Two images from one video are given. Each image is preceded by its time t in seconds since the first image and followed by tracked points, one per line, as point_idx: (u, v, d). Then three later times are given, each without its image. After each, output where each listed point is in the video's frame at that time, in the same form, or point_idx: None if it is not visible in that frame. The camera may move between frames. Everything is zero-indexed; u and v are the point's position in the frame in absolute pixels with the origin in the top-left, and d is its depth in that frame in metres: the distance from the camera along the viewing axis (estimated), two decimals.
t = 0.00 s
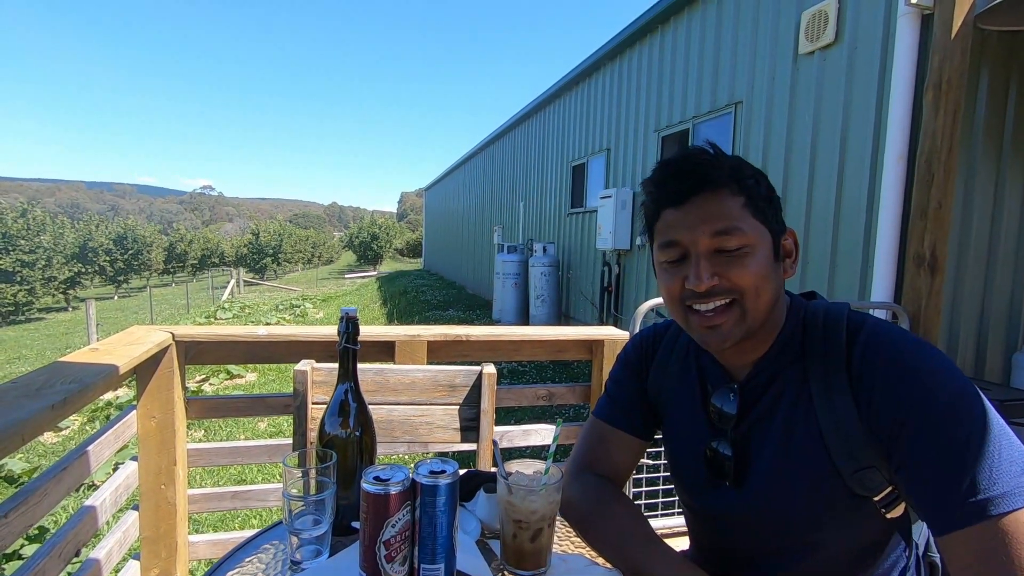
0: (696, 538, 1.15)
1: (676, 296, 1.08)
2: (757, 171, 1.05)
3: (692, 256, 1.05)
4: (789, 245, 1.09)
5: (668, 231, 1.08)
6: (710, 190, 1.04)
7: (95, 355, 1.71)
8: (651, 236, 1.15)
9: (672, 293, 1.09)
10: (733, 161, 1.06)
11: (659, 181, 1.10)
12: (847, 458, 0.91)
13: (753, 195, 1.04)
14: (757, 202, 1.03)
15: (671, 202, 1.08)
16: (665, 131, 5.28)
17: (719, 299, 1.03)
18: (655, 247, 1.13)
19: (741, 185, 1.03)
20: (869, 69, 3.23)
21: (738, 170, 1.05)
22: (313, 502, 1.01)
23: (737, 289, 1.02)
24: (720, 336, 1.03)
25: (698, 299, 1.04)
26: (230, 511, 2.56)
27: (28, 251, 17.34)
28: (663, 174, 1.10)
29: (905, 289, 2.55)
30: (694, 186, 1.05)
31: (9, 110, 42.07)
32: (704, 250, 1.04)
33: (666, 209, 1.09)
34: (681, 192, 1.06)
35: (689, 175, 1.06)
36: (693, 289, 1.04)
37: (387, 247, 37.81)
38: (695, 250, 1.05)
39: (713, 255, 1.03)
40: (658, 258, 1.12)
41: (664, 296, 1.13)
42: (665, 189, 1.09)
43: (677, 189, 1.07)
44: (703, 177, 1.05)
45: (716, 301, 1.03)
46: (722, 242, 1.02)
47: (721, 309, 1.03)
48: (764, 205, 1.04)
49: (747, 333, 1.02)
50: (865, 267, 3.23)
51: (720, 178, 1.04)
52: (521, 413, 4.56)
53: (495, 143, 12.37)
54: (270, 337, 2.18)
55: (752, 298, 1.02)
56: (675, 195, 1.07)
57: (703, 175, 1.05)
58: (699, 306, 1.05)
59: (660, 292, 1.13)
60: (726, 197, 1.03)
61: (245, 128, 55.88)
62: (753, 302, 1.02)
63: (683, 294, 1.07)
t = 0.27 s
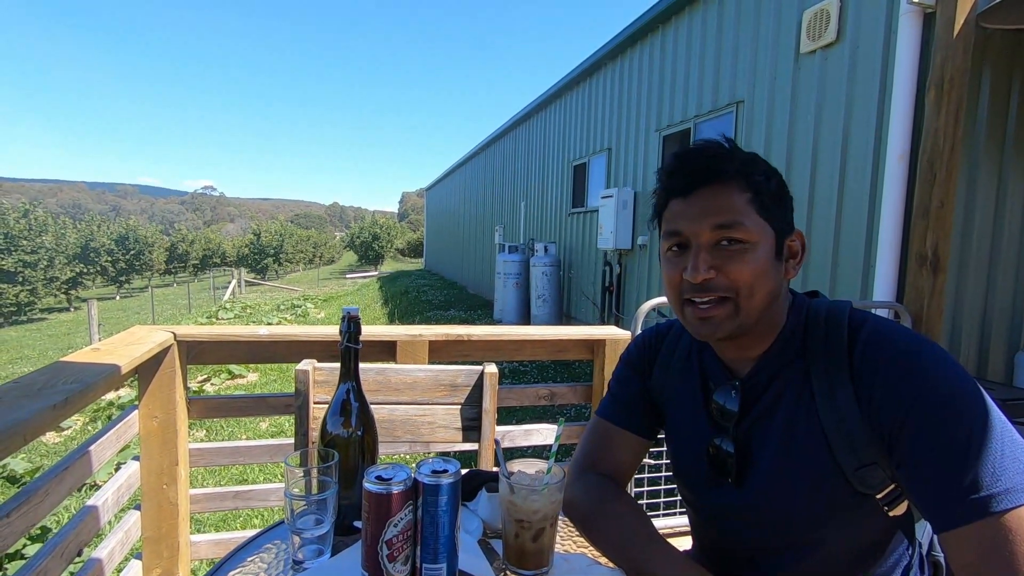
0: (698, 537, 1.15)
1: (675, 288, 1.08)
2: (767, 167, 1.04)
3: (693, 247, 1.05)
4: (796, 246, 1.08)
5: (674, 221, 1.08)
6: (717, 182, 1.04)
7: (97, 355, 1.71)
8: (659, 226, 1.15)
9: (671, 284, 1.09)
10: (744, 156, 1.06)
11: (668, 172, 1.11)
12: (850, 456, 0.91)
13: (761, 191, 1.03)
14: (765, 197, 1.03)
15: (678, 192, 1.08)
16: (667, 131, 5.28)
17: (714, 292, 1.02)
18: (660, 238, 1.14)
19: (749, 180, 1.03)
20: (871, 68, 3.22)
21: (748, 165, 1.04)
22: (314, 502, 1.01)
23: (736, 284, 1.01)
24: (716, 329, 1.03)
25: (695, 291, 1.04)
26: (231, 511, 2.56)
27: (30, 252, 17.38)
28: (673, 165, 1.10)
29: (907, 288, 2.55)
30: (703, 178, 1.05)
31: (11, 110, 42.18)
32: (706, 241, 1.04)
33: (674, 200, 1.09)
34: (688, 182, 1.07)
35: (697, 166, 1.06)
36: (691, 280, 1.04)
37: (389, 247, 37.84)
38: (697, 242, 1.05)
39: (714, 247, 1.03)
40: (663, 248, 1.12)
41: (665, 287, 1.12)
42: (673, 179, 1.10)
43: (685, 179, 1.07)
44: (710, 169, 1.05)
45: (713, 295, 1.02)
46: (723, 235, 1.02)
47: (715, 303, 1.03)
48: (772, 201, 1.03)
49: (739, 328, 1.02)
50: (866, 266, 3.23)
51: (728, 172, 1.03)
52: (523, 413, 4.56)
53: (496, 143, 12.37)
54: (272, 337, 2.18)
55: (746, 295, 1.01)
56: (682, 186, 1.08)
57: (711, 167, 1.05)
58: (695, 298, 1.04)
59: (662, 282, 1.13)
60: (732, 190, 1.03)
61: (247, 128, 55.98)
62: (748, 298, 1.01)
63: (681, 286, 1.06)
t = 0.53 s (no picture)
0: (699, 538, 1.14)
1: (690, 270, 1.08)
2: (797, 163, 1.06)
3: (714, 230, 1.06)
4: (815, 247, 1.07)
5: (697, 203, 1.08)
6: (746, 169, 1.05)
7: (98, 355, 1.71)
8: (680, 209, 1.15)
9: (687, 266, 1.09)
10: (775, 148, 1.07)
11: (696, 155, 1.11)
12: (857, 459, 0.91)
13: (789, 183, 1.03)
14: (791, 190, 1.03)
15: (705, 173, 1.09)
16: (668, 130, 5.27)
17: (729, 276, 1.02)
18: (680, 221, 1.14)
19: (779, 171, 1.04)
20: (872, 67, 3.22)
21: (779, 157, 1.05)
22: (315, 501, 1.00)
23: (752, 271, 1.00)
24: (725, 316, 1.02)
25: (710, 274, 1.04)
26: (233, 511, 2.56)
27: (32, 252, 17.43)
28: (704, 147, 1.11)
29: (908, 288, 2.55)
30: (734, 162, 1.06)
31: (14, 111, 42.34)
32: (728, 225, 1.04)
33: (701, 181, 1.09)
34: (716, 165, 1.08)
35: (729, 151, 1.07)
36: (708, 262, 1.04)
37: (390, 247, 37.86)
38: (718, 225, 1.05)
39: (736, 232, 1.03)
40: (681, 230, 1.13)
41: (680, 271, 1.12)
42: (700, 162, 1.10)
43: (715, 162, 1.08)
44: (740, 155, 1.06)
45: (728, 280, 1.02)
46: (746, 221, 1.02)
47: (728, 286, 1.02)
48: (798, 195, 1.04)
49: (749, 316, 1.01)
50: (868, 265, 3.22)
51: (759, 159, 1.04)
52: (524, 413, 4.55)
53: (496, 142, 12.37)
54: (272, 337, 2.18)
55: (761, 282, 1.00)
56: (710, 169, 1.08)
57: (741, 154, 1.06)
58: (709, 281, 1.04)
59: (677, 264, 1.13)
60: (761, 178, 1.04)
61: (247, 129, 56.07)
62: (763, 286, 1.01)
63: (696, 269, 1.06)
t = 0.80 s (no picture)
0: (706, 538, 1.14)
1: (697, 277, 1.08)
2: (809, 163, 1.03)
3: (720, 239, 1.05)
4: (829, 247, 1.06)
5: (704, 209, 1.08)
6: (754, 173, 1.03)
7: (98, 356, 1.71)
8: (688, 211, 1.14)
9: (694, 273, 1.09)
10: (786, 147, 1.04)
11: (704, 156, 1.09)
12: (872, 461, 0.91)
13: (800, 187, 1.02)
14: (802, 195, 1.02)
15: (712, 177, 1.07)
16: (667, 128, 5.27)
17: (737, 288, 1.02)
18: (688, 224, 1.13)
19: (789, 174, 1.02)
20: (872, 66, 3.21)
21: (789, 159, 1.03)
22: (316, 501, 1.01)
23: (760, 281, 1.00)
24: (731, 324, 1.03)
25: (717, 285, 1.04)
26: (234, 510, 2.56)
27: (32, 253, 17.45)
28: (712, 149, 1.09)
29: (908, 286, 2.54)
30: (741, 168, 1.04)
31: (13, 111, 42.35)
32: (734, 234, 1.04)
33: (707, 186, 1.08)
34: (724, 168, 1.06)
35: (736, 154, 1.05)
36: (714, 273, 1.04)
37: (389, 246, 37.86)
38: (724, 233, 1.05)
39: (742, 242, 1.03)
40: (688, 235, 1.12)
41: (688, 275, 1.12)
42: (708, 164, 1.09)
43: (722, 167, 1.06)
44: (749, 158, 1.04)
45: (736, 291, 1.02)
46: (754, 229, 1.02)
47: (736, 297, 1.02)
48: (809, 200, 1.02)
49: (757, 326, 1.01)
50: (868, 264, 3.22)
51: (768, 164, 1.02)
52: (524, 411, 4.56)
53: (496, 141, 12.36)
54: (272, 336, 2.18)
55: (768, 293, 1.00)
56: (717, 172, 1.07)
57: (750, 156, 1.04)
58: (716, 291, 1.04)
59: (685, 269, 1.13)
60: (770, 182, 1.02)
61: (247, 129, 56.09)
62: (770, 297, 1.00)
63: (702, 278, 1.07)
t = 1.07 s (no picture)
0: (706, 536, 1.14)
1: (700, 273, 1.08)
2: (819, 163, 1.03)
3: (726, 235, 1.05)
4: (834, 248, 1.06)
5: (710, 205, 1.07)
6: (764, 169, 1.03)
7: (99, 356, 1.71)
8: (694, 207, 1.14)
9: (697, 270, 1.09)
10: (796, 146, 1.04)
11: (715, 151, 1.09)
12: (874, 460, 0.91)
13: (809, 185, 1.02)
14: (811, 194, 1.01)
15: (721, 173, 1.08)
16: (667, 127, 5.27)
17: (741, 285, 1.01)
18: (693, 219, 1.13)
19: (800, 173, 1.02)
20: (872, 64, 3.21)
21: (800, 158, 1.03)
22: (316, 501, 1.01)
23: (764, 279, 1.00)
24: (735, 322, 1.02)
25: (721, 281, 1.03)
26: (234, 510, 2.57)
27: (32, 253, 17.44)
28: (721, 145, 1.09)
29: (909, 284, 2.54)
30: (750, 165, 1.04)
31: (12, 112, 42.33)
32: (741, 230, 1.03)
33: (715, 182, 1.08)
34: (733, 164, 1.06)
35: (746, 151, 1.05)
36: (719, 270, 1.04)
37: (389, 246, 37.86)
38: (731, 230, 1.04)
39: (749, 238, 1.02)
40: (694, 230, 1.12)
41: (692, 271, 1.12)
42: (718, 159, 1.09)
43: (731, 163, 1.06)
44: (759, 154, 1.04)
45: (741, 288, 1.01)
46: (761, 227, 1.01)
47: (739, 294, 1.02)
48: (818, 199, 1.02)
49: (760, 326, 1.01)
50: (868, 262, 3.22)
51: (777, 162, 1.02)
52: (524, 411, 4.56)
53: (496, 140, 12.36)
54: (273, 336, 2.18)
55: (773, 292, 1.00)
56: (726, 168, 1.07)
57: (760, 153, 1.04)
58: (720, 288, 1.04)
59: (689, 266, 1.12)
60: (779, 180, 1.02)
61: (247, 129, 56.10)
62: (775, 296, 1.00)
63: (707, 273, 1.06)
